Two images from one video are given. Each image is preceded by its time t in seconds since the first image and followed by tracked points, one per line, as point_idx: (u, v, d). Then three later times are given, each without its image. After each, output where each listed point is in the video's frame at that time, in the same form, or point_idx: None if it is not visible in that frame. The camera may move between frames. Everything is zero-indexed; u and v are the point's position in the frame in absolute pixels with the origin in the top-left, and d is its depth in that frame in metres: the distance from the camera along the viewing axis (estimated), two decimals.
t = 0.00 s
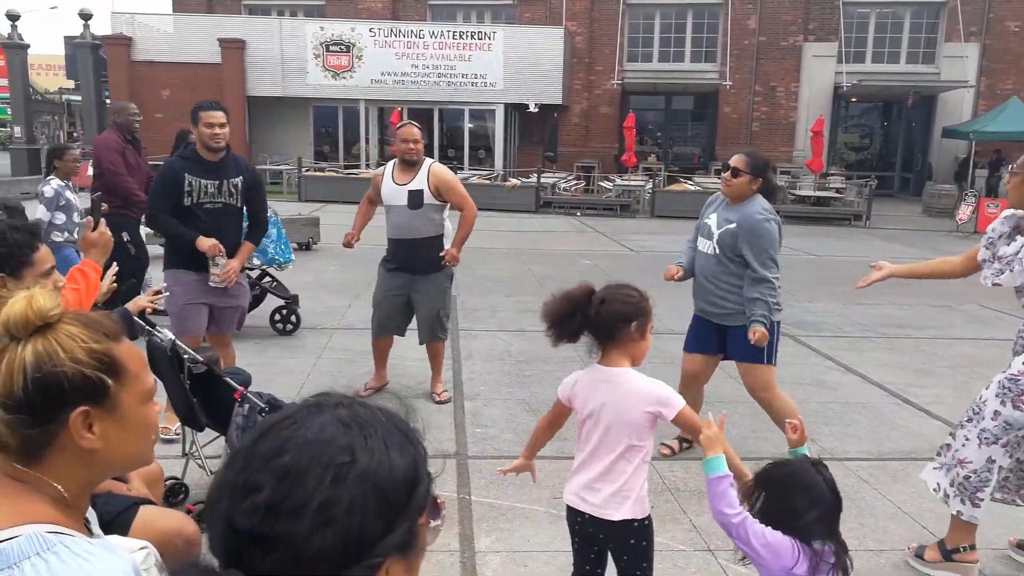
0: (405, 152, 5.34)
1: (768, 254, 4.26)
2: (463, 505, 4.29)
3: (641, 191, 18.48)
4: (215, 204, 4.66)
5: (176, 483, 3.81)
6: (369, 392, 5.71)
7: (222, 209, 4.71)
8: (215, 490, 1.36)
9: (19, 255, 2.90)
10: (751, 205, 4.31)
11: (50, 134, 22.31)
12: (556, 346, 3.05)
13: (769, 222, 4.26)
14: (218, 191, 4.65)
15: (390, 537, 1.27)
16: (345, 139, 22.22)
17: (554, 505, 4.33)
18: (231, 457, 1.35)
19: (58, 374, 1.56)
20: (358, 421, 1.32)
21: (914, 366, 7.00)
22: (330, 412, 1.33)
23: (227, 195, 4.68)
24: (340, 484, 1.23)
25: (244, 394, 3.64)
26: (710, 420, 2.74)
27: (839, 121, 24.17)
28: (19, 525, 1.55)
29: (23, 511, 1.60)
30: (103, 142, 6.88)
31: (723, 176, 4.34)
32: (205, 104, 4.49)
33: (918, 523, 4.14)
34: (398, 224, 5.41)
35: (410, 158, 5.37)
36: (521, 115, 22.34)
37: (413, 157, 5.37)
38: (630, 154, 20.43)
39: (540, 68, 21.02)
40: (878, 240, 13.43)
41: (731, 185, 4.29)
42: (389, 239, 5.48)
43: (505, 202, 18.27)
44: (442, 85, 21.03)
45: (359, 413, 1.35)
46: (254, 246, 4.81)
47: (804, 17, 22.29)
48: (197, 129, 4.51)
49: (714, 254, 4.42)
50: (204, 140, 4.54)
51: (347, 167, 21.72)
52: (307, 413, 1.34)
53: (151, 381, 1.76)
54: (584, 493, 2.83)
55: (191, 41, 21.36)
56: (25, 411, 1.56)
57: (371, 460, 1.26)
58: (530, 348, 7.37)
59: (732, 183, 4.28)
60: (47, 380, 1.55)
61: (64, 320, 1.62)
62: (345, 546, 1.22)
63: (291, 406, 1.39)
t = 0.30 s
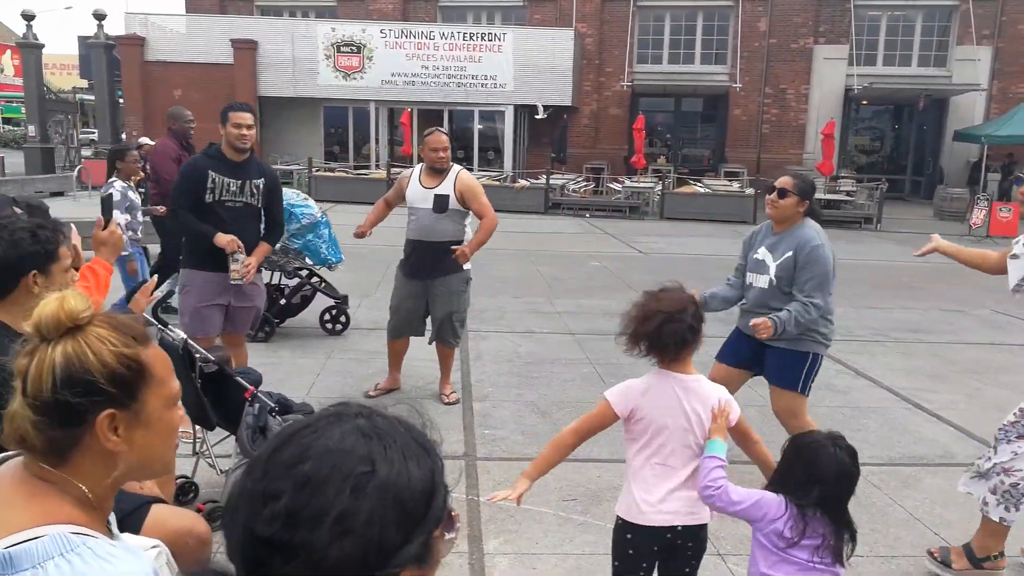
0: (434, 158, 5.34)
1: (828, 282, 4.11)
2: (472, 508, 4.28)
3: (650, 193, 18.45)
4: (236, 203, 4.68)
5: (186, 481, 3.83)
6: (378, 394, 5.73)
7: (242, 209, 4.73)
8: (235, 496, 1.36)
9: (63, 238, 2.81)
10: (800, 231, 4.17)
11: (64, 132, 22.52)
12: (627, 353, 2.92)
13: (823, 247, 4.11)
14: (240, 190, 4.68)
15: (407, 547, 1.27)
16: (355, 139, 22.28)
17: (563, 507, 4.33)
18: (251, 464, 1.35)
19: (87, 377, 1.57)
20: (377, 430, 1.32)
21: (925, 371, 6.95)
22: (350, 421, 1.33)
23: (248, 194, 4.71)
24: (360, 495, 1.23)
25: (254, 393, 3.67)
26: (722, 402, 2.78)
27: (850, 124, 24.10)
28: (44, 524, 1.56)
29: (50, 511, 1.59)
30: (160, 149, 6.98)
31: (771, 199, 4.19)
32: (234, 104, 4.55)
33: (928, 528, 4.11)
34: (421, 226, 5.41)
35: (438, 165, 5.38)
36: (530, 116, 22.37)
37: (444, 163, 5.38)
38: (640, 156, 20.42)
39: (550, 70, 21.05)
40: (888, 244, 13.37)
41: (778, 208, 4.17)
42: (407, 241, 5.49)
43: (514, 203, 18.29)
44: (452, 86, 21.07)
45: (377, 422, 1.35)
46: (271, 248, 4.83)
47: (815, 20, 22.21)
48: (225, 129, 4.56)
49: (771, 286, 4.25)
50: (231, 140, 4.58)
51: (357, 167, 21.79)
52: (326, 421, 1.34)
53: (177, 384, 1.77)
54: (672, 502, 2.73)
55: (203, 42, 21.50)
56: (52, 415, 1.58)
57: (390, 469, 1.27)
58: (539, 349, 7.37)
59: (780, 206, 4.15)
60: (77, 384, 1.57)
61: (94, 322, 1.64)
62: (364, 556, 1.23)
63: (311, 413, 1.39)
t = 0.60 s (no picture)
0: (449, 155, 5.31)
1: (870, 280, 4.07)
2: (474, 510, 4.26)
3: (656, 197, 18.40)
4: (237, 206, 4.67)
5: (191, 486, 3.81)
6: (399, 395, 5.77)
7: (243, 213, 4.72)
8: (235, 499, 1.34)
9: (69, 236, 2.82)
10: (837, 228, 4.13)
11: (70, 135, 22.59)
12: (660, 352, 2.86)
13: (860, 245, 4.07)
14: (242, 195, 4.67)
15: (409, 552, 1.24)
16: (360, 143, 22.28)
17: (570, 512, 4.30)
18: (250, 468, 1.32)
19: (86, 382, 1.55)
20: (378, 432, 1.29)
21: (931, 376, 6.91)
22: (350, 422, 1.30)
23: (249, 199, 4.70)
24: (359, 499, 1.20)
25: (260, 397, 3.66)
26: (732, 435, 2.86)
27: (855, 130, 24.04)
28: (44, 530, 1.53)
29: (50, 518, 1.56)
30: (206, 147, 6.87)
31: (808, 197, 4.14)
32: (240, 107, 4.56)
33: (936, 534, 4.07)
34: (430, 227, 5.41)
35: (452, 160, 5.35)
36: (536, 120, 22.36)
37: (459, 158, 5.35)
38: (645, 161, 20.36)
39: (555, 74, 21.06)
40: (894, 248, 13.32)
41: (815, 205, 4.11)
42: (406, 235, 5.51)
43: (520, 207, 18.27)
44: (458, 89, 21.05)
45: (379, 424, 1.32)
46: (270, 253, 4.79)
47: (819, 26, 22.18)
48: (230, 133, 4.57)
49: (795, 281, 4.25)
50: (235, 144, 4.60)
51: (363, 170, 21.80)
52: (326, 423, 1.31)
53: (181, 390, 1.75)
54: (702, 514, 2.71)
55: (209, 45, 21.57)
56: (52, 420, 1.56)
57: (390, 472, 1.23)
58: (544, 353, 7.35)
59: (817, 204, 4.09)
60: (78, 389, 1.55)
61: (96, 328, 1.62)
62: (365, 560, 1.20)
63: (310, 415, 1.36)
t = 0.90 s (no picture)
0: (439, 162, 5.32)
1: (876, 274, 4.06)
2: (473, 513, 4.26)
3: (655, 201, 18.43)
4: (213, 213, 4.63)
5: (192, 491, 3.79)
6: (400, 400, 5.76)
7: (219, 219, 4.68)
8: (250, 508, 1.33)
9: (70, 239, 2.82)
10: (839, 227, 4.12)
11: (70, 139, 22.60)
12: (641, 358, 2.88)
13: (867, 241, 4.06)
14: (216, 200, 4.63)
15: (428, 561, 1.23)
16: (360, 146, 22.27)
17: (571, 516, 4.29)
18: (267, 475, 1.32)
19: (89, 388, 1.55)
20: (396, 441, 1.29)
21: (929, 379, 6.92)
22: (368, 431, 1.30)
23: (224, 204, 4.67)
24: (378, 508, 1.20)
25: (262, 402, 3.65)
26: (748, 465, 2.37)
27: (853, 134, 24.08)
28: (47, 538, 1.53)
29: (53, 524, 1.56)
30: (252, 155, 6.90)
31: (804, 198, 4.16)
32: (206, 111, 4.50)
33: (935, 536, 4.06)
34: (423, 232, 5.40)
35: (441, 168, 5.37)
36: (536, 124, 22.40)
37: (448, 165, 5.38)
38: (645, 165, 20.35)
39: (554, 78, 21.09)
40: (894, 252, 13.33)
41: (814, 206, 4.13)
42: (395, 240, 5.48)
43: (519, 211, 18.29)
44: (458, 93, 21.08)
45: (397, 433, 1.31)
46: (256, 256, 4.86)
47: (818, 31, 22.22)
48: (196, 136, 4.50)
49: (817, 289, 4.18)
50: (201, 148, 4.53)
51: (362, 174, 21.80)
52: (345, 432, 1.31)
53: (182, 395, 1.74)
54: (706, 522, 2.71)
55: (209, 49, 21.58)
56: (56, 428, 1.55)
57: (410, 482, 1.23)
58: (544, 357, 7.35)
59: (816, 205, 4.11)
60: (80, 396, 1.54)
61: (96, 333, 1.61)
62: (382, 570, 1.20)
63: (327, 423, 1.36)
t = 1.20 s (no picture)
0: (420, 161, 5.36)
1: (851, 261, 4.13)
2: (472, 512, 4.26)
3: (648, 200, 18.47)
4: (186, 213, 4.63)
5: (193, 493, 3.78)
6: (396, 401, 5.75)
7: (192, 217, 4.68)
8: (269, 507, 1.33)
9: (74, 244, 2.80)
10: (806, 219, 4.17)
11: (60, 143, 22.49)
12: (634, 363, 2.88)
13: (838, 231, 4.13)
14: (187, 199, 4.62)
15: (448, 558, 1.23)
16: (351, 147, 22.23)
17: (570, 515, 4.29)
18: (286, 472, 1.32)
19: (104, 392, 1.54)
20: (414, 439, 1.29)
21: (923, 375, 6.96)
22: (386, 428, 1.30)
23: (195, 201, 4.67)
24: (397, 507, 1.20)
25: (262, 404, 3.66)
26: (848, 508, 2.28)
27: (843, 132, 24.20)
28: (65, 540, 1.52)
29: (71, 527, 1.55)
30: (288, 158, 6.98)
31: (771, 190, 4.16)
32: (161, 109, 4.42)
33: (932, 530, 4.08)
34: (412, 232, 5.39)
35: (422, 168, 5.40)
36: (527, 124, 22.41)
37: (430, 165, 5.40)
38: (637, 164, 20.37)
39: (546, 78, 21.11)
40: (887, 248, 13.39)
41: (782, 198, 4.14)
42: (378, 243, 5.49)
43: (512, 211, 18.29)
44: (449, 94, 21.06)
45: (415, 430, 1.31)
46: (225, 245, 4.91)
47: (809, 28, 22.30)
48: (154, 136, 4.41)
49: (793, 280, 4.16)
50: (159, 147, 4.45)
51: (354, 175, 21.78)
52: (362, 429, 1.31)
53: (196, 397, 1.74)
54: (707, 525, 2.72)
55: (200, 51, 21.51)
56: (71, 433, 1.54)
57: (428, 480, 1.22)
58: (540, 356, 7.35)
59: (784, 198, 4.12)
60: (95, 400, 1.54)
61: (109, 337, 1.61)
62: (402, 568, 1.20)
63: (345, 420, 1.36)
